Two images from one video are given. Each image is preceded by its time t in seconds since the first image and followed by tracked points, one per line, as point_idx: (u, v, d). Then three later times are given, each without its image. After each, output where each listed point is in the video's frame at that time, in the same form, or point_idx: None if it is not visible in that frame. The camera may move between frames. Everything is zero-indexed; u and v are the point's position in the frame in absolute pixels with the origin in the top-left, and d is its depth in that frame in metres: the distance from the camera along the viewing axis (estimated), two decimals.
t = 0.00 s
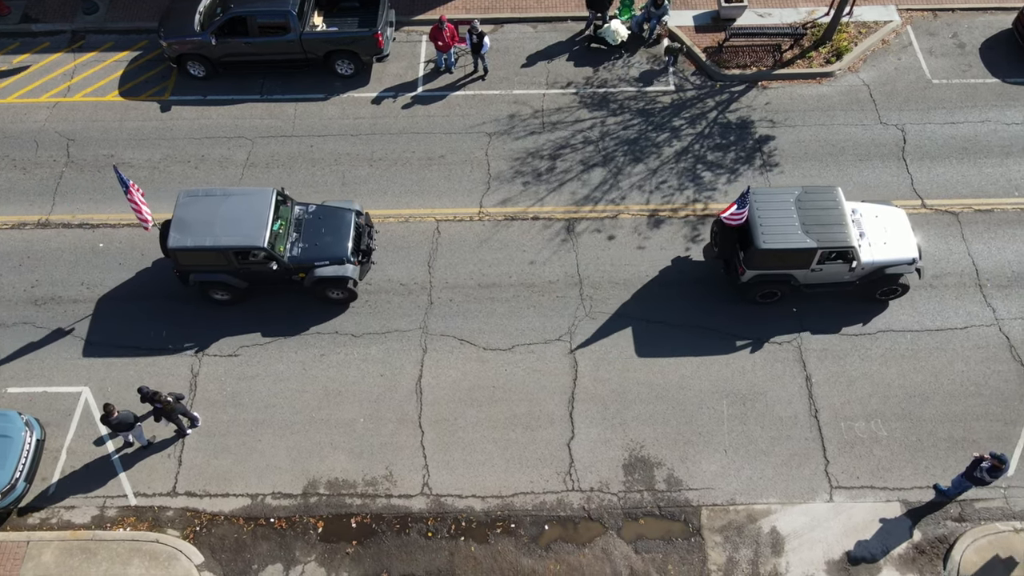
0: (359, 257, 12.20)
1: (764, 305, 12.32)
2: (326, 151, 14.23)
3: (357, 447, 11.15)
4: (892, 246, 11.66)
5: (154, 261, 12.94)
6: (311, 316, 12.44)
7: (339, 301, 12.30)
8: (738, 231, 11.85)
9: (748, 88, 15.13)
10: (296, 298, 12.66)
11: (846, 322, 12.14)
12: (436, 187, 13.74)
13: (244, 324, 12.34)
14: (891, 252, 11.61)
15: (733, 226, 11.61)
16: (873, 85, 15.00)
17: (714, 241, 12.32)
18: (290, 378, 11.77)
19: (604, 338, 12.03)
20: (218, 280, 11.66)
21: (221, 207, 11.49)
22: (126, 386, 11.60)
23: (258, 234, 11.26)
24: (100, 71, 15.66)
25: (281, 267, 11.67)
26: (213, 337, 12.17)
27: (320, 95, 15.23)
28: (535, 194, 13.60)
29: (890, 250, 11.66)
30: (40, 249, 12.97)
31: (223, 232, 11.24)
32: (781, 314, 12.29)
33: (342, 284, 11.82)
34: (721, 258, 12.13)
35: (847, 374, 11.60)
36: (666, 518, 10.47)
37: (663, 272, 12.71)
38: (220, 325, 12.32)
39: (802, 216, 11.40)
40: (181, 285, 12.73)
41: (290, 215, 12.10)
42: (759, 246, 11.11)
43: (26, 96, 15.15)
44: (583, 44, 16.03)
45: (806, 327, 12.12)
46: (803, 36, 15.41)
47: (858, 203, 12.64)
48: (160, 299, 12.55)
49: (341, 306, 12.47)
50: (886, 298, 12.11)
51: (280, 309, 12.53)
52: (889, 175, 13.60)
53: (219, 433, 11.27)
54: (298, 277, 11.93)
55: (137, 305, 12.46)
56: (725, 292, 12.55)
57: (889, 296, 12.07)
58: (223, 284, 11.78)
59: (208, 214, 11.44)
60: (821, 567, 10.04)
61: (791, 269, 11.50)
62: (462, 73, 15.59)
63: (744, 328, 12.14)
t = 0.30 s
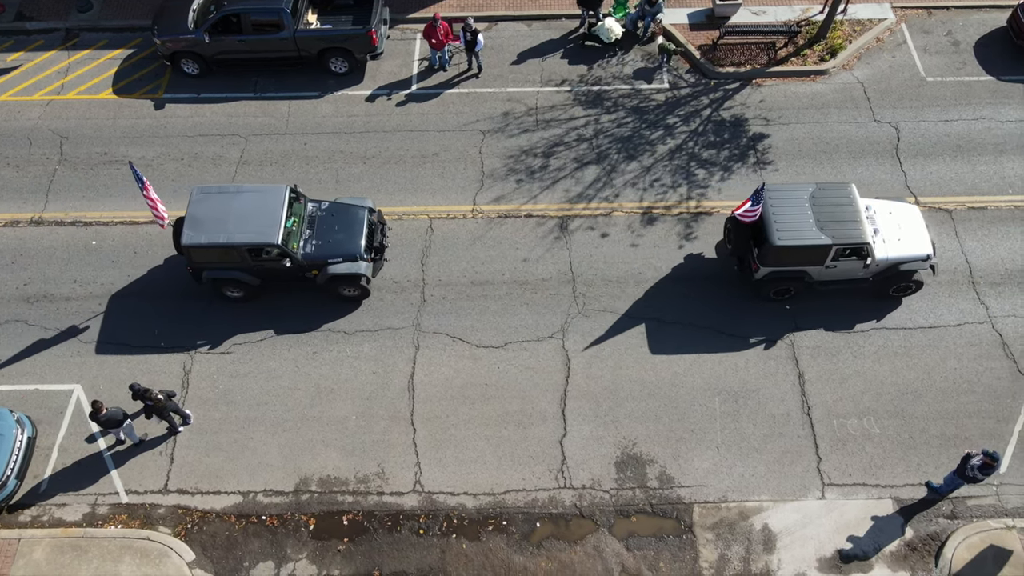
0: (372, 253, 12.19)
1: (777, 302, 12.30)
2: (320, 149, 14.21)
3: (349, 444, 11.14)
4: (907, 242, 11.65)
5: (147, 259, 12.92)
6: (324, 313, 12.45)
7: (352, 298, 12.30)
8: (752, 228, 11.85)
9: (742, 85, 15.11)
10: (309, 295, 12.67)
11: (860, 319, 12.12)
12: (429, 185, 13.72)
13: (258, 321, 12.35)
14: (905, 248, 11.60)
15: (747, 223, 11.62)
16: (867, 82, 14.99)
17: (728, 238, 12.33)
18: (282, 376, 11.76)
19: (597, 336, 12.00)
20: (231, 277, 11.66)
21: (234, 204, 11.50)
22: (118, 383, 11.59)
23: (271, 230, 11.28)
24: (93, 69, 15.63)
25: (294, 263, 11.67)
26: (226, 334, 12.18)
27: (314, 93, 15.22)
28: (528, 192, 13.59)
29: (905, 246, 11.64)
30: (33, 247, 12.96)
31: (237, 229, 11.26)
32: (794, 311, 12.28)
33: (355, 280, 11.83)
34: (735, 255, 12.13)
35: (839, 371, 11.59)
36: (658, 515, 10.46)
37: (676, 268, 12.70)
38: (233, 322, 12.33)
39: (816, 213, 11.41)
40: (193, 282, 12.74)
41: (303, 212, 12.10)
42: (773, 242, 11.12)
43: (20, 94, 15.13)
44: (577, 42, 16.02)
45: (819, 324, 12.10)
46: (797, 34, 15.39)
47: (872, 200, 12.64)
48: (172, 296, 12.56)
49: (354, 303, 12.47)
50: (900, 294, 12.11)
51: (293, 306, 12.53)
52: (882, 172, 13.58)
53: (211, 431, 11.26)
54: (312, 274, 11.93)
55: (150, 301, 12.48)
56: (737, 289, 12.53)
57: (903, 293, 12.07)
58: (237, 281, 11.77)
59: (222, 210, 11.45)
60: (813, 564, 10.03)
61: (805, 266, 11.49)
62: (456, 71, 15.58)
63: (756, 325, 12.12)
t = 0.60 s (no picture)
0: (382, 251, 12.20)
1: (788, 299, 12.30)
2: (312, 148, 14.22)
3: (339, 442, 11.15)
4: (918, 239, 11.66)
5: (138, 257, 12.93)
6: (334, 311, 12.45)
7: (362, 296, 12.32)
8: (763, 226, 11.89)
9: (734, 84, 15.13)
10: (319, 292, 12.68)
11: (871, 315, 12.14)
12: (421, 183, 13.73)
13: (268, 319, 12.36)
14: (917, 245, 11.60)
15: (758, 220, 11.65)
16: (859, 81, 15.00)
17: (740, 236, 12.36)
18: (273, 374, 11.77)
19: (588, 334, 12.01)
20: (242, 275, 11.67)
21: (245, 202, 11.50)
22: (109, 381, 11.60)
23: (282, 228, 11.29)
24: (86, 67, 15.65)
25: (304, 261, 11.69)
26: (237, 332, 12.20)
27: (307, 92, 15.23)
28: (519, 190, 13.61)
29: (916, 243, 11.65)
30: (24, 245, 12.97)
31: (248, 227, 11.27)
32: (805, 308, 12.28)
33: (366, 279, 11.85)
34: (746, 253, 12.16)
35: (829, 369, 11.61)
36: (647, 513, 10.48)
37: (686, 267, 12.71)
38: (243, 320, 12.34)
39: (828, 211, 11.44)
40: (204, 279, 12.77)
41: (313, 210, 12.11)
42: (785, 240, 11.15)
43: (13, 92, 15.14)
44: (569, 41, 16.05)
45: (830, 321, 12.11)
46: (789, 33, 15.41)
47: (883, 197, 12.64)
48: (183, 294, 12.59)
49: (364, 300, 12.48)
50: (911, 291, 12.13)
51: (303, 304, 12.54)
52: (873, 170, 13.58)
53: (201, 429, 11.27)
54: (322, 272, 11.95)
55: (160, 299, 12.50)
56: (747, 287, 12.53)
57: (914, 290, 12.10)
58: (247, 279, 11.78)
59: (232, 208, 11.46)
60: (802, 562, 10.04)
61: (817, 263, 11.52)
62: (449, 69, 15.59)
63: (767, 322, 12.13)
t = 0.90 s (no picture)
0: (390, 250, 12.23)
1: (798, 298, 12.32)
2: (304, 146, 14.23)
3: (329, 440, 11.17)
4: (928, 238, 11.68)
5: (129, 255, 12.93)
6: (343, 309, 12.47)
7: (370, 294, 12.34)
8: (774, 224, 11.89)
9: (725, 83, 15.15)
10: (327, 291, 12.69)
11: (881, 313, 12.15)
12: (412, 182, 13.74)
13: (276, 317, 12.38)
14: (927, 244, 11.63)
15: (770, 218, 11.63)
16: (851, 80, 15.03)
17: (750, 234, 12.36)
18: (263, 372, 11.79)
19: (578, 333, 12.03)
20: (250, 273, 11.70)
21: (253, 201, 11.51)
22: (99, 380, 11.61)
23: (291, 227, 11.31)
24: (79, 66, 15.67)
25: (313, 260, 11.71)
26: (244, 330, 12.23)
27: (299, 91, 15.24)
28: (510, 189, 13.63)
29: (926, 241, 11.68)
30: (15, 244, 12.98)
31: (257, 225, 11.28)
32: (816, 307, 12.29)
33: (374, 277, 11.87)
34: (757, 251, 12.18)
35: (818, 368, 11.62)
36: (636, 511, 10.49)
37: (696, 265, 12.72)
38: (251, 318, 12.37)
39: (838, 209, 11.43)
40: (211, 278, 12.79)
41: (321, 209, 12.14)
42: (797, 238, 11.15)
43: (5, 91, 15.15)
44: (561, 40, 16.08)
45: (841, 319, 12.12)
46: (780, 32, 15.44)
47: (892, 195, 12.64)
48: (190, 292, 12.61)
49: (372, 299, 12.50)
50: (921, 290, 12.13)
51: (311, 302, 12.56)
52: (864, 169, 13.60)
53: (191, 427, 11.28)
54: (330, 270, 11.98)
55: (167, 297, 12.53)
56: (750, 285, 12.53)
57: (924, 288, 12.10)
58: (256, 277, 11.81)
59: (241, 207, 11.47)
60: (789, 560, 10.06)
61: (827, 261, 11.52)
62: (441, 69, 15.61)
63: (777, 320, 12.14)
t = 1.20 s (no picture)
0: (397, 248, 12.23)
1: (808, 295, 12.32)
2: (295, 145, 14.24)
3: (318, 439, 11.17)
4: (938, 235, 11.68)
5: (119, 254, 12.93)
6: (350, 307, 12.46)
7: (377, 293, 12.33)
8: (783, 222, 11.91)
9: (716, 82, 15.17)
10: (334, 289, 12.69)
11: (890, 311, 12.16)
12: (403, 181, 13.73)
13: (283, 315, 12.39)
14: (937, 241, 11.64)
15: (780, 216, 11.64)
16: (842, 79, 15.04)
17: (760, 232, 12.39)
18: (252, 370, 11.79)
19: (568, 332, 12.03)
20: (257, 271, 11.69)
21: (261, 199, 11.50)
22: (88, 379, 11.61)
23: (298, 225, 11.28)
24: (71, 65, 15.67)
25: (320, 258, 11.69)
26: (251, 328, 12.24)
27: (290, 90, 15.25)
28: (500, 188, 13.63)
29: (936, 239, 11.68)
30: (6, 243, 12.98)
31: (264, 223, 11.25)
32: (825, 305, 12.30)
33: (381, 275, 11.86)
34: (767, 249, 12.22)
35: (807, 366, 11.63)
36: (624, 509, 10.50)
37: (704, 263, 12.72)
38: (258, 316, 12.37)
39: (848, 207, 11.44)
40: (218, 276, 12.80)
41: (329, 207, 12.14)
42: (807, 236, 11.16)
43: None
44: (553, 39, 16.09)
45: (851, 317, 12.14)
46: (772, 32, 15.45)
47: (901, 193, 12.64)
48: (197, 291, 12.62)
49: (379, 297, 12.50)
50: (930, 287, 12.13)
51: (319, 300, 12.56)
52: (854, 168, 13.61)
53: (180, 426, 11.28)
54: (337, 269, 11.96)
55: (174, 295, 12.54)
56: (738, 284, 12.52)
57: (934, 286, 12.10)
58: (263, 275, 11.81)
59: (249, 205, 11.45)
60: (777, 557, 10.07)
61: (837, 259, 11.53)
62: (433, 68, 15.61)
63: (785, 318, 12.15)
